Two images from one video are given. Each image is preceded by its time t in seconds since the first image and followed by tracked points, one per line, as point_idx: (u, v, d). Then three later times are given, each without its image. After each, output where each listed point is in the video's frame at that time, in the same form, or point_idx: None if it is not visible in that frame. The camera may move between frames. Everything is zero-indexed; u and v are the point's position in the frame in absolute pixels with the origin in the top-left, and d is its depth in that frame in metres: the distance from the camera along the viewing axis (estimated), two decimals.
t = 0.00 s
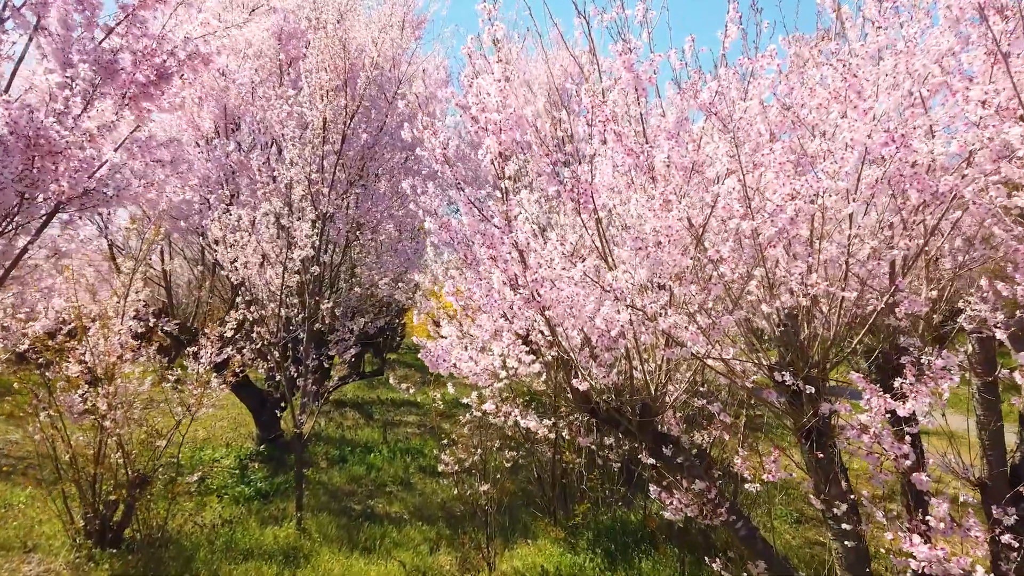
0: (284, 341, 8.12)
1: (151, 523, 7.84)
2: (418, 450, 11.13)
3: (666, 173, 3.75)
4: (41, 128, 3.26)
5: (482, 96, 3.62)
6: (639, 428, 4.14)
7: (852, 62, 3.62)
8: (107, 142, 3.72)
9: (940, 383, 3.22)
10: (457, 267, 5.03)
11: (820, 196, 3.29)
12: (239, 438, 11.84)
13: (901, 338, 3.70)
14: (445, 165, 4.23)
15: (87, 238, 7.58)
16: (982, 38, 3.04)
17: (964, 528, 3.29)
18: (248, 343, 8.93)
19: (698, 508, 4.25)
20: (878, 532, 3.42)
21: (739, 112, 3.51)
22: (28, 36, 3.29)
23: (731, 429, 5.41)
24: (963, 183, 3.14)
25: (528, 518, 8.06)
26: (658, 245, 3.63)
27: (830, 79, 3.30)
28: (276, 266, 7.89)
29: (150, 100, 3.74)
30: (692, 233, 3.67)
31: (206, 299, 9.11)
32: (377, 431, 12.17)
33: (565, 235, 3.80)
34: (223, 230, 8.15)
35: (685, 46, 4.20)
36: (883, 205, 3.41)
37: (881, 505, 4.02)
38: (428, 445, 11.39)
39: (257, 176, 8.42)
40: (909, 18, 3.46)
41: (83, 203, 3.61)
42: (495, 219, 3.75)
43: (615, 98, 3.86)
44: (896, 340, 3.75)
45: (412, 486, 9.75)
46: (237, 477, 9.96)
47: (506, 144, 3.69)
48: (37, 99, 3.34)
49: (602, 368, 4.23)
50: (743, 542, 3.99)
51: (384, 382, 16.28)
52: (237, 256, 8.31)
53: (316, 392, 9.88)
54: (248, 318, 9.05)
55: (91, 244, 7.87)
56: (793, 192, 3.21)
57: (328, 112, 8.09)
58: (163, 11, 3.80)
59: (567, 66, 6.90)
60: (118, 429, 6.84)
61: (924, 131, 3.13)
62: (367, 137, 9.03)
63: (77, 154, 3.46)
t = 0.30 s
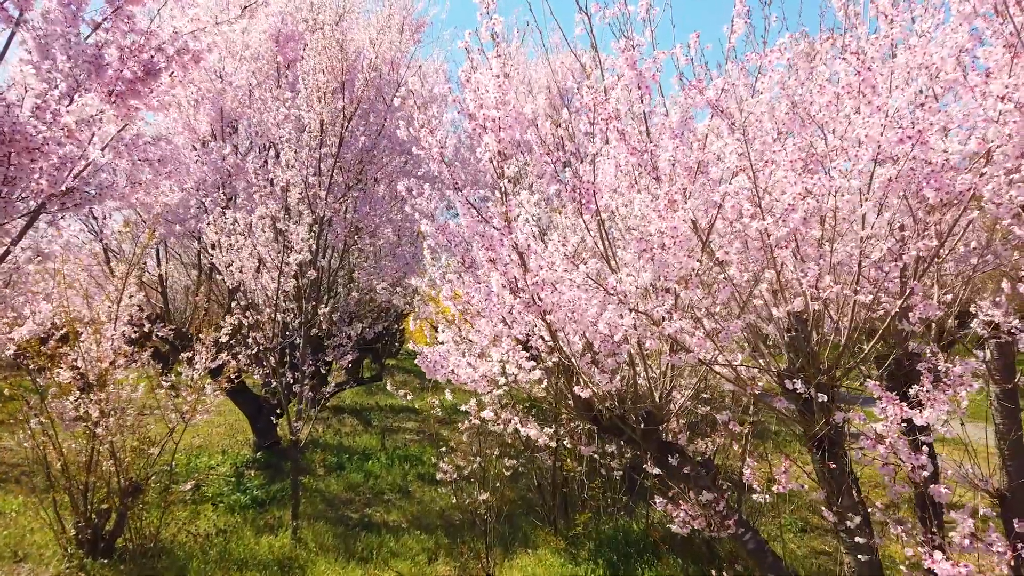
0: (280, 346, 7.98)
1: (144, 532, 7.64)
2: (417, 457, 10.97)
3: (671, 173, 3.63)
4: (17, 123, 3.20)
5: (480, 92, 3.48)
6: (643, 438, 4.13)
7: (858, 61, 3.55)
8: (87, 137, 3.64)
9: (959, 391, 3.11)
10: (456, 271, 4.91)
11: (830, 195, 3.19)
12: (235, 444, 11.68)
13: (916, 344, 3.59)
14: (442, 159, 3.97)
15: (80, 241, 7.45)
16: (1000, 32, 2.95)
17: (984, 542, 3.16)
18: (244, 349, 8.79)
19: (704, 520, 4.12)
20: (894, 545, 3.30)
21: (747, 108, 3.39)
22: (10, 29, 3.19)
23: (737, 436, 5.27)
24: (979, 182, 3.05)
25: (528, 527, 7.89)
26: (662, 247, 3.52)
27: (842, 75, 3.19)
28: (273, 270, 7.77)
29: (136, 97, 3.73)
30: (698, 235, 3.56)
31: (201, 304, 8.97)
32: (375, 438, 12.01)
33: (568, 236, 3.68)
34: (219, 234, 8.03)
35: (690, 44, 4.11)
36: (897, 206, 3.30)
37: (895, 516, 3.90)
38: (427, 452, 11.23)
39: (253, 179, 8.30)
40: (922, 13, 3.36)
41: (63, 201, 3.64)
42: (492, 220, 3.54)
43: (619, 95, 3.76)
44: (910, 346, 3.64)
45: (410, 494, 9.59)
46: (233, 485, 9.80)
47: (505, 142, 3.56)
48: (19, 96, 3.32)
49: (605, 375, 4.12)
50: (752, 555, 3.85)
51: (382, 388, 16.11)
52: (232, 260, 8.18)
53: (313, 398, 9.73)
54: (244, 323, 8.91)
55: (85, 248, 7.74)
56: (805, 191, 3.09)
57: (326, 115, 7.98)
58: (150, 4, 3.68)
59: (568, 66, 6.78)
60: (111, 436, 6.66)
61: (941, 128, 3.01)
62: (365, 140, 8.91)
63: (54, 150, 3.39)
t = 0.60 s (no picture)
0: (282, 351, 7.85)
1: (143, 541, 7.44)
2: (420, 464, 10.80)
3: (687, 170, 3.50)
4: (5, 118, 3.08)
5: (488, 85, 3.38)
6: (656, 446, 4.02)
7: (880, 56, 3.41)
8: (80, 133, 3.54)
9: (993, 399, 2.96)
10: (462, 273, 4.76)
11: (855, 192, 3.04)
12: (236, 450, 11.53)
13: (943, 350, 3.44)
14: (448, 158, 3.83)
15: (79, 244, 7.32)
16: None
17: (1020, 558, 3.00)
18: (245, 353, 8.65)
19: (722, 532, 3.96)
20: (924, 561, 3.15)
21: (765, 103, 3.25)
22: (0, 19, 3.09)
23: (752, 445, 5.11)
24: (1014, 178, 2.90)
25: (535, 536, 7.71)
26: (676, 247, 3.38)
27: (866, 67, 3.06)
28: (274, 274, 7.64)
29: (132, 92, 3.66)
30: (714, 235, 3.42)
31: (203, 308, 8.85)
32: (378, 444, 11.85)
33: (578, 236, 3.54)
34: (220, 237, 7.91)
35: (704, 39, 4.00)
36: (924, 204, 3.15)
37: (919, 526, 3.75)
38: (430, 458, 11.06)
39: (255, 181, 8.18)
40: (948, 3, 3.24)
41: (56, 198, 3.69)
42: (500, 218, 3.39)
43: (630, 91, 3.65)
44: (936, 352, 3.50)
45: (414, 502, 9.41)
46: (234, 491, 9.65)
47: (514, 138, 3.43)
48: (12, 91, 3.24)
49: (616, 381, 3.98)
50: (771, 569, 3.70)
51: (385, 394, 15.94)
52: (234, 263, 8.05)
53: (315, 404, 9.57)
54: (246, 328, 8.78)
55: (84, 251, 7.62)
56: (829, 188, 2.96)
57: (329, 117, 7.86)
58: None
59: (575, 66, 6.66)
60: (109, 442, 6.52)
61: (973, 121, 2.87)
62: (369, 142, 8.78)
63: (42, 143, 3.26)
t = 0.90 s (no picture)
0: (283, 354, 7.67)
1: (139, 551, 7.15)
2: (423, 470, 10.60)
3: (707, 166, 3.33)
4: None
5: (498, 74, 3.22)
6: (672, 455, 3.85)
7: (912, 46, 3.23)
8: (67, 125, 3.47)
9: None
10: (469, 274, 4.58)
11: (889, 187, 2.85)
12: (237, 456, 11.35)
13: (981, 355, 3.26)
14: (455, 153, 3.66)
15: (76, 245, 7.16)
16: None
17: None
18: (245, 358, 8.46)
19: (742, 546, 3.76)
20: None
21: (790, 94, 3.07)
22: None
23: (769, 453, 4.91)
24: None
25: (541, 546, 7.49)
26: (696, 245, 3.19)
27: (901, 54, 2.88)
28: (275, 276, 7.47)
29: (123, 84, 3.63)
30: (735, 233, 3.24)
31: (202, 311, 8.68)
32: (381, 449, 11.65)
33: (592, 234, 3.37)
34: (220, 239, 7.74)
35: (721, 28, 3.83)
36: (963, 200, 2.97)
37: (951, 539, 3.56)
38: (434, 464, 10.86)
39: (255, 181, 8.01)
40: None
41: (37, 190, 3.43)
42: (510, 215, 3.22)
43: (645, 82, 3.49)
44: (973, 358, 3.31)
45: (417, 509, 9.21)
46: (234, 498, 9.46)
47: (523, 130, 3.25)
48: None
49: (630, 387, 3.80)
50: None
51: (388, 399, 15.74)
52: (233, 265, 7.86)
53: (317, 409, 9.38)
54: (245, 331, 8.59)
55: (82, 253, 7.46)
56: (864, 182, 2.77)
57: (331, 116, 7.70)
58: None
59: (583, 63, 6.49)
60: (106, 448, 6.22)
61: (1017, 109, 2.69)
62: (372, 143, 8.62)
63: (20, 134, 3.19)
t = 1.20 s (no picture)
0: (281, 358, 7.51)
1: (132, 560, 6.94)
2: (423, 476, 10.41)
3: (720, 161, 3.19)
4: None
5: (501, 64, 3.07)
6: (681, 464, 3.70)
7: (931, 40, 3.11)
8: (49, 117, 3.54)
9: None
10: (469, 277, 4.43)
11: (916, 183, 2.70)
12: (234, 461, 11.18)
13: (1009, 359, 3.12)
14: (456, 149, 3.51)
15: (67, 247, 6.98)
16: None
17: None
18: (241, 362, 8.30)
19: (758, 561, 3.59)
20: None
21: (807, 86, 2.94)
22: None
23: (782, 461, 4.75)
24: None
25: (544, 555, 7.30)
26: (708, 246, 3.05)
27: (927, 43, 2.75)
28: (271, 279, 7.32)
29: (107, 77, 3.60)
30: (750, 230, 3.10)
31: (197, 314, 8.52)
32: (380, 455, 11.46)
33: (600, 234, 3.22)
34: (216, 240, 7.58)
35: (732, 20, 3.70)
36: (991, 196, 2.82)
37: (974, 550, 3.42)
38: (434, 470, 10.67)
39: (252, 182, 7.86)
40: None
41: (12, 184, 3.46)
42: (514, 212, 3.07)
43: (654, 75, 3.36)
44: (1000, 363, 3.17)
45: (417, 516, 9.02)
46: (231, 505, 9.28)
47: (527, 123, 3.12)
48: None
49: (638, 394, 3.64)
50: None
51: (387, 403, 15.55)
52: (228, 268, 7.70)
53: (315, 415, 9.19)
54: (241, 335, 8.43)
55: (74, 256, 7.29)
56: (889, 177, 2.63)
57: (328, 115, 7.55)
58: None
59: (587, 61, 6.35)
60: (98, 455, 5.97)
61: None
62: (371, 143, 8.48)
63: None
